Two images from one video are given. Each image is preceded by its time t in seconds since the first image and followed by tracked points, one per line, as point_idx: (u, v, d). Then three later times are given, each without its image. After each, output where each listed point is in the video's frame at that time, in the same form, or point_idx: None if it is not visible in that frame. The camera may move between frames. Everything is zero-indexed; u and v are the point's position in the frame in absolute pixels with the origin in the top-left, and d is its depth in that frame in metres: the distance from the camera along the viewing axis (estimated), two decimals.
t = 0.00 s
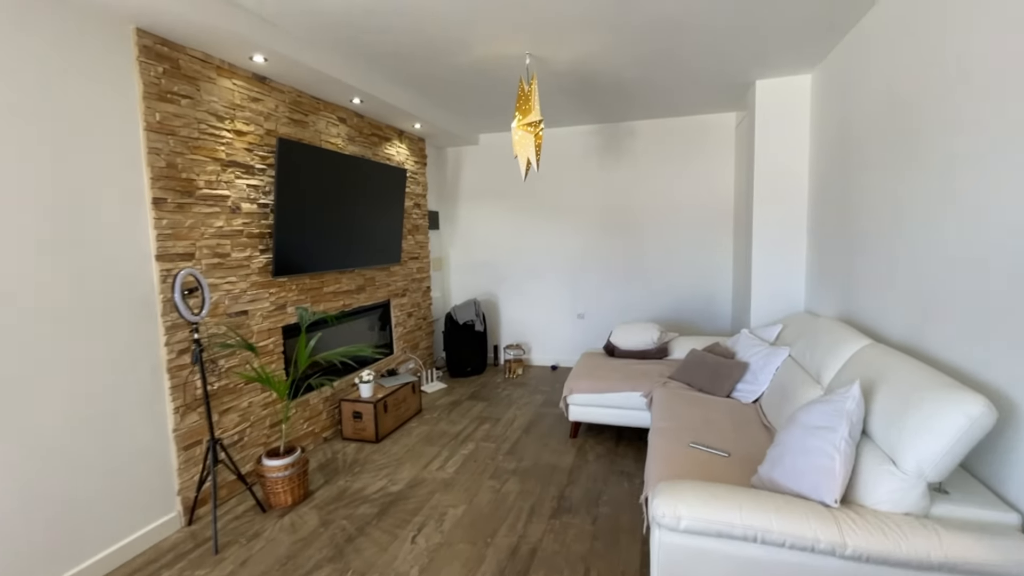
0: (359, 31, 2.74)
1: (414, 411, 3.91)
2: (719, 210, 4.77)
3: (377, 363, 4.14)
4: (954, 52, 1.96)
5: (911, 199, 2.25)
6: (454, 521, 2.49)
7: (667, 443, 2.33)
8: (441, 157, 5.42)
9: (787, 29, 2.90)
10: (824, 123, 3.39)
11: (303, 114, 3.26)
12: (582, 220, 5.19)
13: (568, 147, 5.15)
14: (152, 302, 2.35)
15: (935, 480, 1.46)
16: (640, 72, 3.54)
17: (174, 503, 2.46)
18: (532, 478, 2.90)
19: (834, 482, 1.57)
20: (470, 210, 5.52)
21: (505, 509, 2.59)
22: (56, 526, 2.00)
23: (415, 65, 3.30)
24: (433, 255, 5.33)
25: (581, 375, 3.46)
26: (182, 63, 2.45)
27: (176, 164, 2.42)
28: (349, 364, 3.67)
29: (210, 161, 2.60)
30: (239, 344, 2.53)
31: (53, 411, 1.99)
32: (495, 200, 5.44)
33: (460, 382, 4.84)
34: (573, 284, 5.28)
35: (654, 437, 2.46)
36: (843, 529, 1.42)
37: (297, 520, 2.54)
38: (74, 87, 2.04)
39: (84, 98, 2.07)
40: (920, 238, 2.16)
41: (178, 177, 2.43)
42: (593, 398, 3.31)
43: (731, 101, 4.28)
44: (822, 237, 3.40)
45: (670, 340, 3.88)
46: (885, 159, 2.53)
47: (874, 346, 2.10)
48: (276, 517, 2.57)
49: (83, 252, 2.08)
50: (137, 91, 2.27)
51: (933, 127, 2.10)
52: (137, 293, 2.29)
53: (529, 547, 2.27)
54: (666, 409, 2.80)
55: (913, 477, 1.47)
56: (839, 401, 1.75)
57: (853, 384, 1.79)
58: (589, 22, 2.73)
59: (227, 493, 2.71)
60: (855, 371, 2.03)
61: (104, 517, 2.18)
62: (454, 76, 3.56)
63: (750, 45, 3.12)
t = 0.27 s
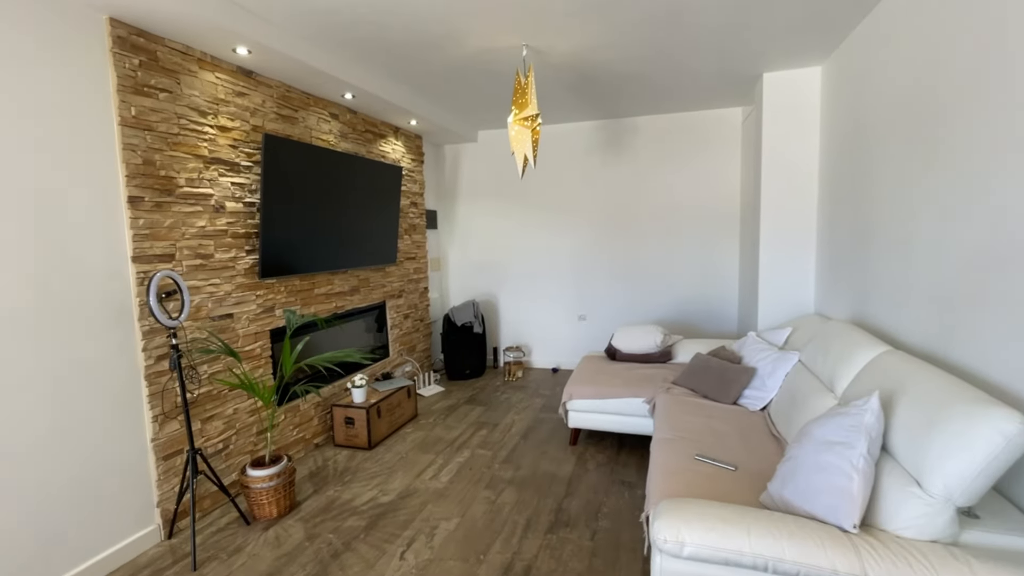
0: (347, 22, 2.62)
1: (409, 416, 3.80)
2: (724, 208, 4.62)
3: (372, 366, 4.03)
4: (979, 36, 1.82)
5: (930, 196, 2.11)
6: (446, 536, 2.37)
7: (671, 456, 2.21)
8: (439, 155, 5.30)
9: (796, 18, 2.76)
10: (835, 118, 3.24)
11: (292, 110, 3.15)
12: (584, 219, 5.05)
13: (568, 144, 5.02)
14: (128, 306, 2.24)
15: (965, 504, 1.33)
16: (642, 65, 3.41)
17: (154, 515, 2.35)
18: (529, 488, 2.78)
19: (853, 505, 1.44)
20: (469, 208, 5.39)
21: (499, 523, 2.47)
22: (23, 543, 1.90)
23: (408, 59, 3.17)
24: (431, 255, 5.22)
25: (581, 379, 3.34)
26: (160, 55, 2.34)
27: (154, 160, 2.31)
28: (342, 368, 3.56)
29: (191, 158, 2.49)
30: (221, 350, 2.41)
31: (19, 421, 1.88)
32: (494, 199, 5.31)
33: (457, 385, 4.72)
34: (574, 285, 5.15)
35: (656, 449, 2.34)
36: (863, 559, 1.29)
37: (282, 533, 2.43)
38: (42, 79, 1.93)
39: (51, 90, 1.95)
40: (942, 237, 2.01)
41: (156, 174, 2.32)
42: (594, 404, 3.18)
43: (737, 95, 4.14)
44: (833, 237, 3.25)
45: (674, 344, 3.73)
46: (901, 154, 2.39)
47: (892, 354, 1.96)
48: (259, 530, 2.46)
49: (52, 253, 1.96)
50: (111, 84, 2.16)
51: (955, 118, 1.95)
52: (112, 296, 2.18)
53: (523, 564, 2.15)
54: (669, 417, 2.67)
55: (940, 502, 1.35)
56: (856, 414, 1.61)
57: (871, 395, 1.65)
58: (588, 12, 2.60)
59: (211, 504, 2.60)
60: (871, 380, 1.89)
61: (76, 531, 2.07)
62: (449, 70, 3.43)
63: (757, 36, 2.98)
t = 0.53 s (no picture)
0: (332, 11, 2.50)
1: (402, 421, 3.69)
2: (728, 206, 4.49)
3: (364, 369, 3.93)
4: (1004, 17, 1.68)
5: (948, 190, 1.97)
6: (433, 550, 2.25)
7: (670, 467, 2.08)
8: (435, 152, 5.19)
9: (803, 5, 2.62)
10: (843, 111, 3.10)
11: (278, 105, 3.04)
12: (583, 217, 4.93)
13: (568, 141, 4.89)
14: (99, 308, 2.13)
15: (992, 531, 1.21)
16: (642, 57, 3.28)
17: (128, 527, 2.24)
18: (522, 499, 2.65)
19: (867, 529, 1.31)
20: (467, 207, 5.27)
21: (489, 536, 2.35)
22: None
23: (398, 51, 3.06)
24: (427, 255, 5.11)
25: (578, 384, 3.21)
26: (134, 46, 2.23)
27: (127, 156, 2.20)
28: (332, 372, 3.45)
29: (169, 154, 2.39)
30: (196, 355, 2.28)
31: None
32: (492, 198, 5.19)
33: (454, 388, 4.61)
34: (574, 285, 5.02)
35: (655, 460, 2.21)
36: None
37: (261, 547, 2.32)
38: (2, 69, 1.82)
39: (14, 80, 1.85)
40: (962, 235, 1.87)
41: (130, 170, 2.21)
42: (591, 410, 3.06)
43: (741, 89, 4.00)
44: (841, 235, 3.11)
45: (676, 346, 3.60)
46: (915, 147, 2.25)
47: (907, 360, 1.83)
48: (239, 543, 2.35)
49: (13, 253, 1.86)
50: (80, 75, 2.05)
51: (976, 107, 1.81)
52: (81, 298, 2.07)
53: None
54: (670, 425, 2.54)
55: (964, 527, 1.22)
56: (869, 427, 1.48)
57: (887, 405, 1.52)
58: None
59: (190, 515, 2.50)
60: (885, 388, 1.76)
61: (42, 546, 1.97)
62: (442, 63, 3.31)
63: (761, 26, 2.84)
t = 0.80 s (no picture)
0: None
1: (393, 427, 3.56)
2: (734, 204, 4.32)
3: (355, 373, 3.80)
4: None
5: (972, 183, 1.80)
6: (415, 569, 2.11)
7: (668, 485, 1.93)
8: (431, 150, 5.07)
9: None
10: (855, 101, 2.93)
11: (261, 98, 2.92)
12: (584, 216, 4.78)
13: (568, 137, 4.74)
14: (61, 311, 2.01)
15: None
16: (642, 46, 3.13)
17: (94, 542, 2.12)
18: (513, 513, 2.51)
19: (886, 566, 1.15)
20: (464, 205, 5.14)
21: (476, 554, 2.20)
22: None
23: (386, 41, 2.92)
24: (423, 255, 4.98)
25: (574, 390, 3.06)
26: (101, 34, 2.11)
27: (92, 149, 2.08)
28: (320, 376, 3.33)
29: (140, 148, 2.26)
30: (164, 360, 2.14)
31: None
32: (491, 196, 5.05)
33: (449, 392, 4.47)
34: (574, 286, 4.87)
35: (652, 475, 2.06)
36: None
37: (234, 563, 2.19)
38: None
39: None
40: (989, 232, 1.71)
41: (96, 165, 2.09)
42: (588, 417, 2.91)
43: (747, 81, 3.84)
44: (853, 233, 2.94)
45: (678, 351, 3.43)
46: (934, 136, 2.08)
47: (928, 369, 1.66)
48: (211, 558, 2.22)
49: None
50: (40, 63, 1.93)
51: (1005, 90, 1.65)
52: (41, 300, 1.95)
53: None
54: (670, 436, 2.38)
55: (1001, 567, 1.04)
56: (887, 448, 1.32)
57: (909, 422, 1.34)
58: None
59: (163, 527, 2.38)
60: (905, 401, 1.60)
61: None
62: (433, 54, 3.18)
63: (768, 12, 2.68)
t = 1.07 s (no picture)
0: None
1: (386, 431, 3.45)
2: (743, 201, 4.15)
3: (348, 375, 3.70)
4: None
5: (1001, 174, 1.64)
6: None
7: (666, 502, 1.79)
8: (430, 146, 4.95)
9: None
10: (871, 91, 2.76)
11: (247, 91, 2.81)
12: (586, 213, 4.63)
13: (570, 132, 4.60)
14: (27, 313, 1.92)
15: None
16: (645, 34, 2.98)
17: (64, 554, 2.03)
18: (504, 526, 2.38)
19: None
20: (464, 203, 5.02)
21: (463, 571, 2.08)
22: None
23: (376, 30, 2.80)
24: (422, 253, 4.87)
25: (572, 395, 2.93)
26: (71, 22, 2.01)
27: (61, 144, 1.98)
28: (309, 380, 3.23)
29: (114, 142, 2.17)
30: (136, 364, 2.04)
31: None
32: (491, 193, 4.93)
33: (447, 395, 4.36)
34: (576, 286, 4.73)
35: (649, 490, 1.92)
36: None
37: None
38: None
39: None
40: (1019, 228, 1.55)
41: (64, 160, 1.99)
42: (585, 425, 2.78)
43: (756, 72, 3.67)
44: (869, 231, 2.77)
45: (682, 354, 3.28)
46: (957, 125, 1.92)
47: (954, 381, 1.51)
48: (187, 572, 2.12)
49: None
50: (3, 53, 1.83)
51: None
52: (5, 302, 1.86)
53: None
54: (670, 448, 2.24)
55: None
56: (908, 473, 1.17)
57: (934, 443, 1.19)
58: None
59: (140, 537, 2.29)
60: (929, 417, 1.44)
61: None
62: (426, 45, 3.06)
63: None
